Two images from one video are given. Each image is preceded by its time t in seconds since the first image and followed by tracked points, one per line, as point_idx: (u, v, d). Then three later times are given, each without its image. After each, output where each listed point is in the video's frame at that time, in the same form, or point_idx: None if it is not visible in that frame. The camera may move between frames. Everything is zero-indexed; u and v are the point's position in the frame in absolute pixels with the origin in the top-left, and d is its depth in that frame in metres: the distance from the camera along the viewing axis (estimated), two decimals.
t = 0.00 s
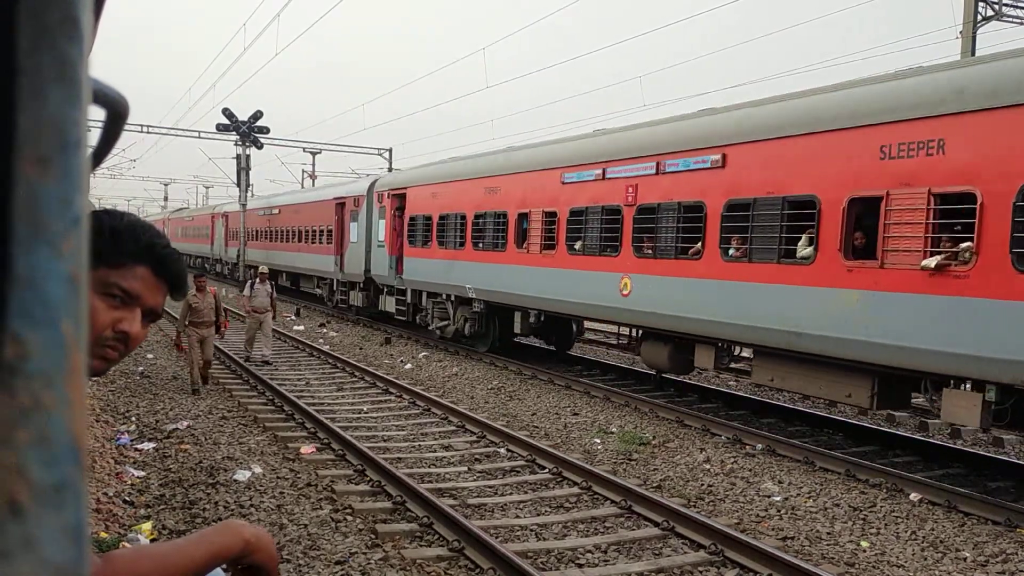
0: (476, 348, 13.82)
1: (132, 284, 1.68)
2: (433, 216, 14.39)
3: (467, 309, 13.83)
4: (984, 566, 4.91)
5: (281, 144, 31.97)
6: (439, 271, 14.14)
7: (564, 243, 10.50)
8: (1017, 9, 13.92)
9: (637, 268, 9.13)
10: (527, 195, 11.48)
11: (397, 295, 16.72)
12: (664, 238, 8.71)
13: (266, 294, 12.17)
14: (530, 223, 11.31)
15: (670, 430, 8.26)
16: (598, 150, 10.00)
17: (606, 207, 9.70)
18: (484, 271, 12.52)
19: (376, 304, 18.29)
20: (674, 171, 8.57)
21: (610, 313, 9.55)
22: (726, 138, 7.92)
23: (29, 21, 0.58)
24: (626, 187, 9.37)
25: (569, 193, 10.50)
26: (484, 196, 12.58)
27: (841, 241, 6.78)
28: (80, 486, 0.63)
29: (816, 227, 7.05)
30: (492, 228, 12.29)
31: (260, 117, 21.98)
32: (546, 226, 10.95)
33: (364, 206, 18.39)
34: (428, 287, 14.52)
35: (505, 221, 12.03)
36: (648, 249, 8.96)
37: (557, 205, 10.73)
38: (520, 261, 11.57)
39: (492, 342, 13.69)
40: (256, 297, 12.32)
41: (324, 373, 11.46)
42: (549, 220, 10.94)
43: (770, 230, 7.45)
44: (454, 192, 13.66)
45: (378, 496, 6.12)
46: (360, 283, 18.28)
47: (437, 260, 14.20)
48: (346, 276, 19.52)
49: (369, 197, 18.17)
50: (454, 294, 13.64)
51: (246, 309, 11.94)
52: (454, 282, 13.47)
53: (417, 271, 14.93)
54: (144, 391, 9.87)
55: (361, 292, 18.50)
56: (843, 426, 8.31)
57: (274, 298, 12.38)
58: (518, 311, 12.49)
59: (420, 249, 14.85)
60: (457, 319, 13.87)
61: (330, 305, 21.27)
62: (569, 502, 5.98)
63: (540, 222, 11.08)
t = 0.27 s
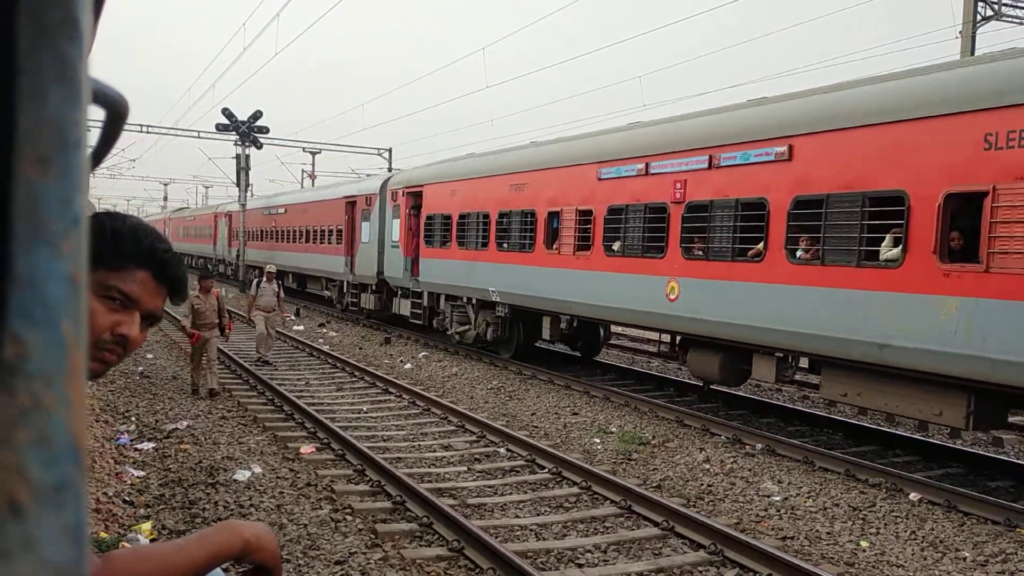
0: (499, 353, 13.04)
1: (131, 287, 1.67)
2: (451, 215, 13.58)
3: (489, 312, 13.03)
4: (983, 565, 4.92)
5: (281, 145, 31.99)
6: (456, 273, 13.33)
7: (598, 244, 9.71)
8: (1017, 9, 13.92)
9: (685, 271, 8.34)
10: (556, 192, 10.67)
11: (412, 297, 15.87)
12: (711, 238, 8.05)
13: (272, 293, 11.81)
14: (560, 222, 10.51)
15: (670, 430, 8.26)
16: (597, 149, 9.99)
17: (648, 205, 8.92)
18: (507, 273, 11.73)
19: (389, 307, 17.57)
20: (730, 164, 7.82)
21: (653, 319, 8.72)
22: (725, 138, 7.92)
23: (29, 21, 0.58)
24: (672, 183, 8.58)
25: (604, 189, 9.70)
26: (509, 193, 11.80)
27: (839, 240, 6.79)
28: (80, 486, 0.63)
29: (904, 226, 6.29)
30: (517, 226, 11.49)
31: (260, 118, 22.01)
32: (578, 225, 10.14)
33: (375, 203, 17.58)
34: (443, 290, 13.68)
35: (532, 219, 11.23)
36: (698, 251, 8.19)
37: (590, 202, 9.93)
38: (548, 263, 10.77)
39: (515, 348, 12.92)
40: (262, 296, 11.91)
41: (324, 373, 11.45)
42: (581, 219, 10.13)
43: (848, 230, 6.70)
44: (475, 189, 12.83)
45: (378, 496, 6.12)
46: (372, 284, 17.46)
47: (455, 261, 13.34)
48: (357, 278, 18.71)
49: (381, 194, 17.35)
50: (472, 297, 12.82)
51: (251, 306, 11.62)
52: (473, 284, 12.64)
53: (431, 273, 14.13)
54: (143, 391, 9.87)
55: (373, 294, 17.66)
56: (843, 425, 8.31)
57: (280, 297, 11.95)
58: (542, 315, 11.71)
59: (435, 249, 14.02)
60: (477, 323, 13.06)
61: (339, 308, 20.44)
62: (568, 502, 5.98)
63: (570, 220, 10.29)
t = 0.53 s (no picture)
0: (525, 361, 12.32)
1: (132, 288, 1.67)
2: (475, 214, 12.81)
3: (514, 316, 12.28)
4: (982, 565, 4.92)
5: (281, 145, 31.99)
6: (482, 275, 12.58)
7: (642, 245, 9.00)
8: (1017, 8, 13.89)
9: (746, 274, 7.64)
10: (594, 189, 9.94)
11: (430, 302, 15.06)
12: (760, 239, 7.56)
13: (276, 296, 11.35)
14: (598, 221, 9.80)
15: (669, 429, 8.26)
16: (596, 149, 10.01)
17: (700, 202, 8.20)
18: (539, 275, 11.01)
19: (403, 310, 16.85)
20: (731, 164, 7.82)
21: (709, 328, 8.02)
22: (724, 138, 7.93)
23: (29, 22, 0.58)
24: (729, 178, 7.86)
25: (649, 186, 8.98)
26: (539, 191, 11.05)
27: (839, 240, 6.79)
28: (79, 486, 0.63)
29: (1014, 225, 5.56)
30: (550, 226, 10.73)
31: (259, 118, 22.02)
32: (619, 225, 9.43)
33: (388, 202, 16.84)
34: (468, 293, 12.93)
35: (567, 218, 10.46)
36: (760, 252, 7.51)
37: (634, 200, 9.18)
38: (585, 265, 10.04)
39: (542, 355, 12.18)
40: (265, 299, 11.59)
41: (324, 373, 11.45)
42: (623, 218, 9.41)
43: (944, 229, 5.96)
44: (501, 186, 12.06)
45: (377, 496, 6.11)
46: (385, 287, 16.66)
47: (481, 262, 12.59)
48: (368, 280, 17.92)
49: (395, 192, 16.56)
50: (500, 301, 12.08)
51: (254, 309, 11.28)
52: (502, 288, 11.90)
53: (456, 275, 13.38)
54: (143, 391, 9.86)
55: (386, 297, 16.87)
56: (842, 425, 8.32)
57: (283, 300, 11.60)
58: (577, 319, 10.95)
59: (459, 250, 13.27)
60: (501, 328, 12.41)
61: (349, 312, 19.65)
62: (568, 502, 5.98)
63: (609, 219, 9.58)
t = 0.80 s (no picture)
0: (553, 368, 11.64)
1: (131, 288, 1.67)
2: (499, 212, 12.02)
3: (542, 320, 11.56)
4: (981, 564, 4.93)
5: (280, 144, 31.96)
6: (507, 278, 11.82)
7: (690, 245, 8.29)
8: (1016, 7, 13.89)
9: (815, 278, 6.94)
10: (634, 187, 9.19)
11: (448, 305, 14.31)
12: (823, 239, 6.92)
13: (278, 295, 11.29)
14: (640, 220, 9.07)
15: (669, 429, 8.26)
16: (594, 149, 10.01)
17: (761, 199, 7.49)
18: (571, 278, 10.27)
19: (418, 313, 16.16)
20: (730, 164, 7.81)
21: (774, 337, 7.30)
22: (723, 138, 7.93)
23: (28, 22, 0.58)
24: (796, 172, 7.13)
25: (699, 183, 8.26)
26: (572, 189, 10.27)
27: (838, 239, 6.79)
28: (78, 485, 0.63)
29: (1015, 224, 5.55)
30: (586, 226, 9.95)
31: (258, 117, 22.00)
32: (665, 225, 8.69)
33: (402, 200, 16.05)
34: (491, 297, 12.16)
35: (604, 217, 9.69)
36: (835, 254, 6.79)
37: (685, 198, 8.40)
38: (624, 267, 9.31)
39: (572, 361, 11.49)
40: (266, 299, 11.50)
41: (323, 373, 11.44)
42: (669, 217, 8.67)
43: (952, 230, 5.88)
44: (530, 182, 11.24)
45: (376, 496, 6.11)
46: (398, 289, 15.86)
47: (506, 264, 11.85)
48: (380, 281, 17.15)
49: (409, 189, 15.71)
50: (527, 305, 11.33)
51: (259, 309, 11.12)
52: (530, 292, 11.13)
53: (478, 276, 12.60)
54: (142, 391, 9.85)
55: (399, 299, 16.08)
56: (841, 425, 8.33)
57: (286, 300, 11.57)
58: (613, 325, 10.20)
59: (481, 250, 12.49)
60: (528, 334, 11.71)
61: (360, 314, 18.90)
62: (567, 501, 5.98)
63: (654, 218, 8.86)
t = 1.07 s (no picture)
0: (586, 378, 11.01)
1: (129, 288, 1.67)
2: (527, 211, 11.32)
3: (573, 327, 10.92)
4: (981, 563, 4.93)
5: (280, 144, 31.87)
6: (536, 280, 11.11)
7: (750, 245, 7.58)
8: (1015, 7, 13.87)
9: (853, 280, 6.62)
10: (681, 181, 8.45)
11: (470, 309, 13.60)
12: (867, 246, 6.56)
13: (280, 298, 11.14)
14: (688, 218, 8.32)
15: (668, 429, 8.26)
16: (593, 149, 10.01)
17: (835, 195, 6.77)
18: (602, 279, 9.67)
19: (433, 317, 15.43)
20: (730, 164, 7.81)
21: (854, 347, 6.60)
22: (721, 138, 7.94)
23: (28, 22, 0.58)
24: (881, 164, 6.42)
25: (758, 177, 7.52)
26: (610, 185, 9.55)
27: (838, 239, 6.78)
28: (78, 485, 0.62)
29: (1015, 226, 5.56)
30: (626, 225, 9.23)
31: (258, 117, 21.95)
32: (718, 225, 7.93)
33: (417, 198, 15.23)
34: (518, 300, 11.54)
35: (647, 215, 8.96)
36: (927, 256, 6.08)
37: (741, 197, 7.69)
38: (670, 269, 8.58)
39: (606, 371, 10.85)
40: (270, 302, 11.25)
41: (322, 373, 11.42)
42: (721, 216, 7.94)
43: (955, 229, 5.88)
44: (564, 180, 10.47)
45: (375, 496, 6.10)
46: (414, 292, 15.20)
47: (534, 266, 11.14)
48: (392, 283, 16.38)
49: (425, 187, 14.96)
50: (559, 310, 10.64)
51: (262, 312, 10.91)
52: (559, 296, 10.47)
53: (503, 280, 11.93)
54: (141, 391, 9.83)
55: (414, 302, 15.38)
56: (841, 424, 8.33)
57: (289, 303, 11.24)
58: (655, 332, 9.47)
59: (508, 251, 11.79)
60: (557, 340, 11.02)
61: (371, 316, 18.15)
62: (567, 501, 5.97)
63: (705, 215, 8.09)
